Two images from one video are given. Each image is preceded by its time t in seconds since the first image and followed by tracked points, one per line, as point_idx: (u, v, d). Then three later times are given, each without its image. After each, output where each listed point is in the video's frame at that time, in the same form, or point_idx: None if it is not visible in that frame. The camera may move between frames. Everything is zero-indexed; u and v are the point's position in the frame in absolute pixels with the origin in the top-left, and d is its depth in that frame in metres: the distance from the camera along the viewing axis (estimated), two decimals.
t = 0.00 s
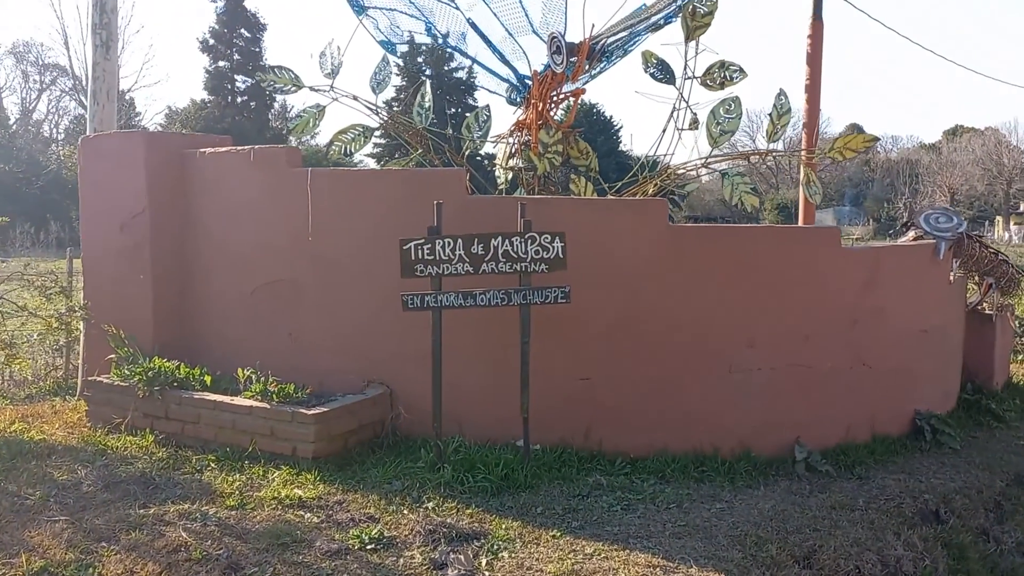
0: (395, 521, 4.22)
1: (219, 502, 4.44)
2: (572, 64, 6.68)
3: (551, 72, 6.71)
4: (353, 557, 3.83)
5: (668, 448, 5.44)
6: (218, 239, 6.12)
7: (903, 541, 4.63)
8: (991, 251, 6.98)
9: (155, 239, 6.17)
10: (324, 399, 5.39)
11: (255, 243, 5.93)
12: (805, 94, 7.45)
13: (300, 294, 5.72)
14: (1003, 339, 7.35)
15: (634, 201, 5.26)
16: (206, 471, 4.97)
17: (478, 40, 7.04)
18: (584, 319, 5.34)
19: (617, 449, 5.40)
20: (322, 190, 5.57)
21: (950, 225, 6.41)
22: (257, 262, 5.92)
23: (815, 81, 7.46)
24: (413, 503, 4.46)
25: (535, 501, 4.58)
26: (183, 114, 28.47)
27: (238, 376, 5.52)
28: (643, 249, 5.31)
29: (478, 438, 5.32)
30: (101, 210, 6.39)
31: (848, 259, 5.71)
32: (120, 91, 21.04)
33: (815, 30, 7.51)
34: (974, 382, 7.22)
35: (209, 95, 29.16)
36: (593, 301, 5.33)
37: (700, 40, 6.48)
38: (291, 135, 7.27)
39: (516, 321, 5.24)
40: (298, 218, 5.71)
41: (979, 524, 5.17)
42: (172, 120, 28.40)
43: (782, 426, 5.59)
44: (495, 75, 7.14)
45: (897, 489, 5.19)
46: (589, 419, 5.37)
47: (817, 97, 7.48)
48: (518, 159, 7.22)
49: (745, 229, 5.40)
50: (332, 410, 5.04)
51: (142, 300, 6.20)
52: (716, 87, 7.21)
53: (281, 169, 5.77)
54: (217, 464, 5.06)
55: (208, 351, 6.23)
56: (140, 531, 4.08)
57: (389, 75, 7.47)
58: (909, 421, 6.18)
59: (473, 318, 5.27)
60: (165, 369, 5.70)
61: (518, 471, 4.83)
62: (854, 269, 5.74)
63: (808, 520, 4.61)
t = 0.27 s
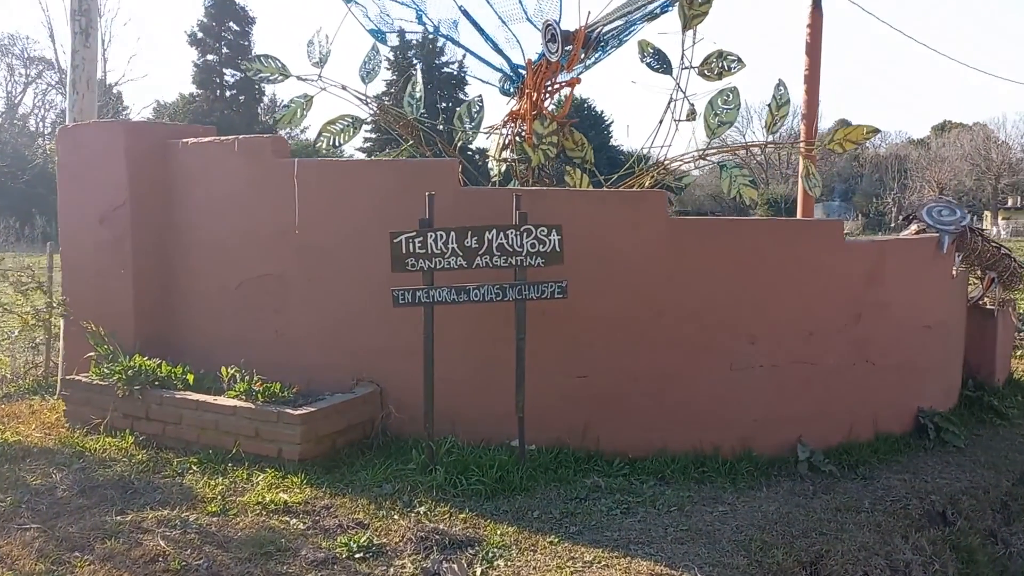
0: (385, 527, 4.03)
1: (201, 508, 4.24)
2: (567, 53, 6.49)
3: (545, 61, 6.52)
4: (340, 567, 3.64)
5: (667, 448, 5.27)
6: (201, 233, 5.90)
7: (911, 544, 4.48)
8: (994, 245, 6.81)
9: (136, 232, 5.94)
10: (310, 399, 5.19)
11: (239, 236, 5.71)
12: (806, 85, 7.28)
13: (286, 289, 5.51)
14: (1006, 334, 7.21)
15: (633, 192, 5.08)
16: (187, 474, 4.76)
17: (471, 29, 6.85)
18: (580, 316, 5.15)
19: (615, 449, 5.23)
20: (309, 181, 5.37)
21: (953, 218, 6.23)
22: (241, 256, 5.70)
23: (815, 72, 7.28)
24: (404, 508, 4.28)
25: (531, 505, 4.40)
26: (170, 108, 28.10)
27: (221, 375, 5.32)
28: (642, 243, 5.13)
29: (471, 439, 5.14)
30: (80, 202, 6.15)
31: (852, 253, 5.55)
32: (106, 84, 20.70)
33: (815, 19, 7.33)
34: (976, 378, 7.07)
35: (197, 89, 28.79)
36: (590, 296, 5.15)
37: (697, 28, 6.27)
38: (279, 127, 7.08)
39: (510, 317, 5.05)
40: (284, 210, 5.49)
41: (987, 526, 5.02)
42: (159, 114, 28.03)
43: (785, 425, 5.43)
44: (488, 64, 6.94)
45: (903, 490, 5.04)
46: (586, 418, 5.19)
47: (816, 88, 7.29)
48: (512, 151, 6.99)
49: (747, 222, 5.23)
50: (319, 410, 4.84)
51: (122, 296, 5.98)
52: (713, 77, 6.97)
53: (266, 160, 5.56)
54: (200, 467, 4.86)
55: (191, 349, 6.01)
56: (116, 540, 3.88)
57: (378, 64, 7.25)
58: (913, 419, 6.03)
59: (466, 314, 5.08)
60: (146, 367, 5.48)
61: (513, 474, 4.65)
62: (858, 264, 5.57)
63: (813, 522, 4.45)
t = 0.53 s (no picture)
0: (370, 538, 3.84)
1: (176, 519, 4.03)
2: (558, 42, 6.28)
3: (535, 49, 6.30)
4: None
5: (663, 451, 5.10)
6: (179, 228, 5.66)
7: (917, 551, 4.31)
8: (995, 242, 6.64)
9: (110, 227, 5.70)
10: (293, 401, 4.98)
11: (218, 231, 5.48)
12: (802, 77, 7.10)
13: (267, 287, 5.29)
14: (1005, 332, 7.07)
15: (628, 186, 4.89)
16: (163, 481, 4.55)
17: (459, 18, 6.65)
18: (574, 314, 4.96)
19: (609, 452, 5.05)
20: (291, 175, 5.15)
21: (954, 213, 6.07)
22: (221, 253, 5.47)
23: (812, 63, 7.11)
24: (390, 517, 4.08)
25: (524, 513, 4.21)
26: (153, 100, 27.68)
27: (199, 377, 5.10)
28: (638, 239, 4.94)
29: (461, 442, 4.95)
30: (52, 196, 5.90)
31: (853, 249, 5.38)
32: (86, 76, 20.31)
33: (812, 10, 7.16)
34: (975, 376, 6.93)
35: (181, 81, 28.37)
36: (584, 294, 4.96)
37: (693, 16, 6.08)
38: (261, 118, 6.85)
39: (501, 316, 4.86)
40: (265, 205, 5.27)
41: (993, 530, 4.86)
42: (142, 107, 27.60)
43: (784, 427, 5.27)
44: (477, 53, 6.73)
45: (907, 494, 4.88)
46: (579, 421, 5.01)
47: (813, 81, 7.11)
48: (501, 143, 6.78)
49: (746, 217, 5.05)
50: (301, 414, 4.63)
51: (97, 294, 5.74)
52: (708, 68, 6.75)
53: (246, 152, 5.33)
54: (176, 474, 4.64)
55: (168, 349, 5.78)
56: (85, 553, 3.66)
57: (363, 54, 7.02)
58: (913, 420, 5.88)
59: (455, 313, 4.88)
60: (120, 368, 5.25)
61: (504, 480, 4.47)
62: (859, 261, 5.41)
63: (816, 529, 4.28)
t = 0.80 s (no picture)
0: (348, 547, 3.67)
1: (144, 526, 3.84)
2: (546, 32, 6.11)
3: (522, 40, 6.11)
4: None
5: (653, 452, 4.95)
6: (153, 222, 5.47)
7: (915, 556, 4.17)
8: (990, 237, 6.54)
9: (81, 222, 5.48)
10: (270, 402, 4.79)
11: (194, 225, 5.30)
12: (795, 69, 6.96)
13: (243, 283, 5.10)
14: (999, 329, 6.96)
15: (617, 179, 4.73)
16: (133, 486, 4.35)
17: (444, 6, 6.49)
18: (562, 311, 4.80)
19: (598, 454, 4.90)
20: (268, 167, 4.96)
21: (950, 207, 5.95)
22: (196, 248, 5.28)
23: (804, 55, 6.97)
24: (370, 523, 3.91)
25: (509, 518, 4.05)
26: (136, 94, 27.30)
27: (172, 376, 4.90)
28: (627, 234, 4.79)
29: (444, 444, 4.78)
30: (21, 189, 5.68)
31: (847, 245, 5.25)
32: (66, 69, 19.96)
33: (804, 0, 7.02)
34: (968, 374, 6.82)
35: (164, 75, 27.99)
36: (572, 290, 4.79)
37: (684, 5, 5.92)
38: (239, 109, 6.64)
39: (486, 313, 4.69)
40: (241, 198, 5.08)
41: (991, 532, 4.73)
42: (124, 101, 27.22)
43: (777, 427, 5.13)
44: (462, 43, 6.55)
45: (903, 495, 4.74)
46: (567, 421, 4.85)
47: (805, 75, 6.96)
48: (487, 136, 6.61)
49: (739, 212, 4.90)
50: (277, 415, 4.45)
51: (67, 291, 5.52)
52: (699, 58, 6.57)
53: (222, 143, 5.13)
54: (147, 478, 4.45)
55: (142, 347, 5.58)
56: (45, 564, 3.47)
57: (345, 44, 6.82)
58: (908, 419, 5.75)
59: (438, 311, 4.70)
60: (90, 368, 5.05)
61: (489, 484, 4.30)
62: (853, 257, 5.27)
63: (811, 534, 4.13)
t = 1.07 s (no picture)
0: (322, 563, 3.47)
1: (106, 541, 3.63)
2: (534, 23, 5.90)
3: (508, 35, 5.96)
4: None
5: (644, 458, 4.75)
6: (124, 218, 5.23)
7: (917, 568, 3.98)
8: (989, 234, 6.41)
9: (50, 218, 5.25)
10: (244, 407, 4.58)
11: (167, 222, 5.07)
12: (791, 62, 6.77)
13: (217, 282, 4.88)
14: (999, 329, 6.79)
15: (607, 174, 4.53)
16: (98, 497, 4.13)
17: None
18: (549, 312, 4.60)
19: (587, 460, 4.70)
20: (243, 161, 4.74)
21: (951, 204, 5.77)
22: (169, 246, 5.05)
23: (801, 48, 6.78)
24: (345, 537, 3.72)
25: (492, 530, 3.85)
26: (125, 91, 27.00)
27: (142, 380, 4.68)
28: (617, 231, 4.59)
29: (426, 450, 4.58)
30: None
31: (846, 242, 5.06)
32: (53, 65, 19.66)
33: None
34: (968, 375, 6.64)
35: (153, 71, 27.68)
36: (559, 290, 4.59)
37: None
38: (218, 102, 6.39)
39: (470, 313, 4.49)
40: (216, 194, 4.85)
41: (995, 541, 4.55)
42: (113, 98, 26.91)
43: (772, 432, 4.94)
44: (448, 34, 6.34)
45: (904, 503, 4.56)
46: (554, 426, 4.66)
47: (801, 67, 6.76)
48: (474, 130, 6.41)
49: (734, 208, 4.70)
50: (251, 421, 4.23)
51: (36, 291, 5.29)
52: (692, 50, 6.36)
53: (196, 136, 4.89)
54: (113, 487, 4.23)
55: (114, 350, 5.36)
56: None
57: (328, 35, 6.60)
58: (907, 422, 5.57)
59: (420, 311, 4.50)
60: (57, 371, 4.82)
61: (472, 493, 4.10)
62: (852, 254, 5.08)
63: (809, 545, 3.94)
